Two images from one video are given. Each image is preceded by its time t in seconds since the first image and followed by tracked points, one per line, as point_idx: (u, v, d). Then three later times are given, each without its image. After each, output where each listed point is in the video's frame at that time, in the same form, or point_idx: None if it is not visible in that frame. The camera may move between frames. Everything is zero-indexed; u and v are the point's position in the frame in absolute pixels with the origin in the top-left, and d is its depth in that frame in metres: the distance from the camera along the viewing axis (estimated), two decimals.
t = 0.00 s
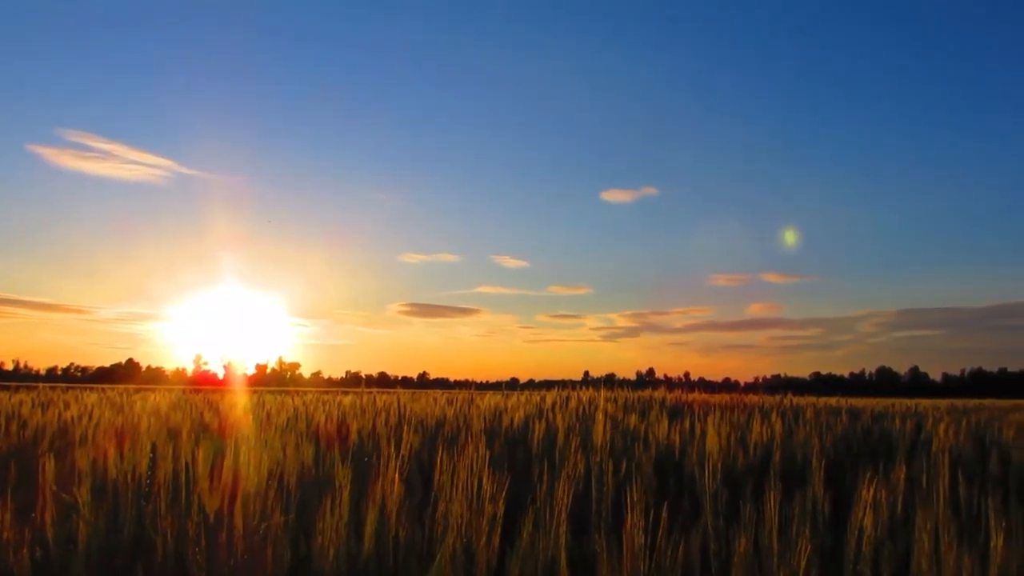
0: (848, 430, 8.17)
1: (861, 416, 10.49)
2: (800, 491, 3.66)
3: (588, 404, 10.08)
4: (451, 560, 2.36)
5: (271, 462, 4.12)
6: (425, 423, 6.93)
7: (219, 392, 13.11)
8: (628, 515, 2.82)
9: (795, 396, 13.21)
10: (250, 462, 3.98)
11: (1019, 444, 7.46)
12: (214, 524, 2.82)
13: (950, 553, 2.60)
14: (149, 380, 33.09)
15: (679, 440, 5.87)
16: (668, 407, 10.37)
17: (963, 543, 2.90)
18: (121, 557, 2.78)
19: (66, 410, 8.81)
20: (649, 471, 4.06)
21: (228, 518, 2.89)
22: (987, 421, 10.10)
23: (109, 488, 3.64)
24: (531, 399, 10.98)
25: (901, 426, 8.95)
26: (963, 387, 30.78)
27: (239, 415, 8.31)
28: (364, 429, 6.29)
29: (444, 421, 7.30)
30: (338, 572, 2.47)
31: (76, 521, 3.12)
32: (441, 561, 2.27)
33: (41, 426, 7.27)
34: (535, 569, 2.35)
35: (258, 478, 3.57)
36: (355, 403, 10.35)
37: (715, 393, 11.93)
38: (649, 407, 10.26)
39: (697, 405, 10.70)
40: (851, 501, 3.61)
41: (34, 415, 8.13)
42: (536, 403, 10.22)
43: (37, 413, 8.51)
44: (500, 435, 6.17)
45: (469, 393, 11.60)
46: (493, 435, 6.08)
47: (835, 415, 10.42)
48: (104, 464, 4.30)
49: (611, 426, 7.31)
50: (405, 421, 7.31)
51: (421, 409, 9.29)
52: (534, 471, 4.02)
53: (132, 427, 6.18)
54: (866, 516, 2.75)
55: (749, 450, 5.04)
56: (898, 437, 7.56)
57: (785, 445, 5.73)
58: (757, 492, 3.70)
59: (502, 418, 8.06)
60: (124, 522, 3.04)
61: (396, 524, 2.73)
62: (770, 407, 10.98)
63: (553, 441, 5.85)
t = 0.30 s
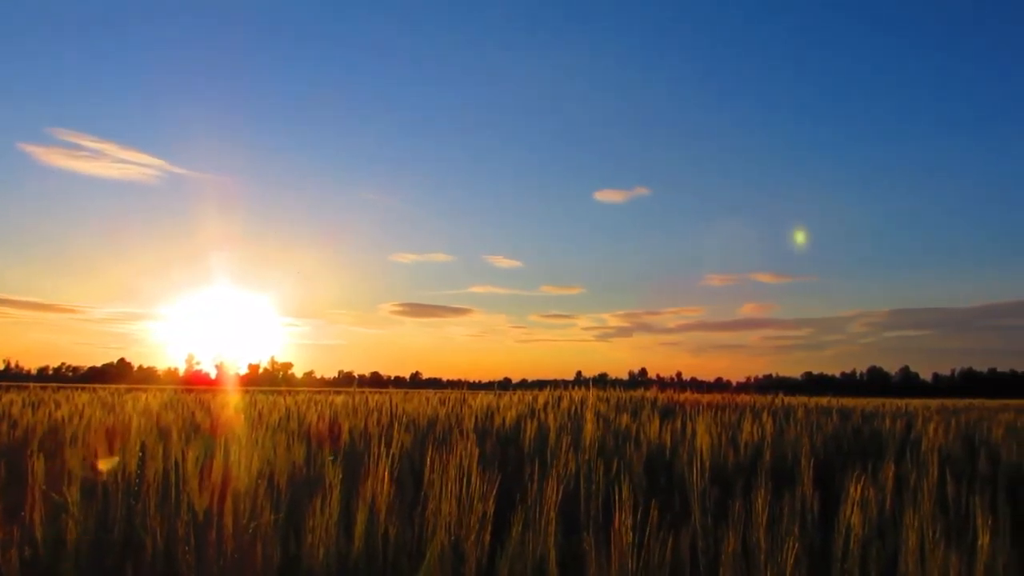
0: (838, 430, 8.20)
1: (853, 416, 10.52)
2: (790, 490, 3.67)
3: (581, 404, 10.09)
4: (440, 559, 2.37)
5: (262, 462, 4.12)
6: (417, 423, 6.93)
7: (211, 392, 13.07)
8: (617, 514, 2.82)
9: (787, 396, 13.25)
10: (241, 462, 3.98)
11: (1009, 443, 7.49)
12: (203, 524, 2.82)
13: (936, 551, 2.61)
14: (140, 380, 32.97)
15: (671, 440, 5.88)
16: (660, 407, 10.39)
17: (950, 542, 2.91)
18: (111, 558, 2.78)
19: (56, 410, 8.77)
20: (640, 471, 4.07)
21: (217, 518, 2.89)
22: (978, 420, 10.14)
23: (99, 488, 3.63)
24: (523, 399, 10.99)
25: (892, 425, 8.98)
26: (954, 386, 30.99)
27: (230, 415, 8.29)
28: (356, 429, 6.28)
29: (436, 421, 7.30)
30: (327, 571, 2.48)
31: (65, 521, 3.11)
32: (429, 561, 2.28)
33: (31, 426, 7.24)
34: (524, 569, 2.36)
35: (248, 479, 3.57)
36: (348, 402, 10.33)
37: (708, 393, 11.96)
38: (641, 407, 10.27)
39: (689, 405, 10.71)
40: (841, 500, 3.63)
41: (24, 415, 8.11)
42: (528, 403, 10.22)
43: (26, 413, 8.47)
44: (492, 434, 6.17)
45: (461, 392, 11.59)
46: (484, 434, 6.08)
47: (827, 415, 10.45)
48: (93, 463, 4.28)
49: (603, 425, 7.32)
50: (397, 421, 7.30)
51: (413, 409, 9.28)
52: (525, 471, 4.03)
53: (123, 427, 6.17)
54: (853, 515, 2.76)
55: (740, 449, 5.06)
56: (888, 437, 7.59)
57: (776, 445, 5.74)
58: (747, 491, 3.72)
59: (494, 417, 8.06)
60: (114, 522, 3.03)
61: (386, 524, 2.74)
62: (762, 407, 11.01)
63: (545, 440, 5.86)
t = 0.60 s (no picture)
0: (830, 430, 8.20)
1: (845, 416, 10.53)
2: (780, 490, 3.68)
3: (573, 404, 10.09)
4: (428, 561, 2.36)
5: (252, 462, 4.11)
6: (409, 424, 6.93)
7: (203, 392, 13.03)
8: (606, 515, 2.82)
9: (780, 395, 13.26)
10: (230, 463, 3.97)
11: (999, 443, 7.51)
12: (192, 526, 2.82)
13: (925, 551, 2.62)
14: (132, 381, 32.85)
15: (663, 440, 5.88)
16: (653, 407, 10.39)
17: (938, 542, 2.92)
18: (99, 560, 2.77)
19: (46, 411, 8.74)
20: (631, 471, 4.07)
21: (206, 520, 2.89)
22: (969, 420, 10.15)
23: (87, 489, 3.62)
24: (516, 399, 10.98)
25: (883, 425, 9.00)
26: (946, 386, 31.12)
27: (222, 415, 8.26)
28: (347, 430, 6.27)
29: (428, 422, 7.28)
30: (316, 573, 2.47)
31: (53, 523, 3.10)
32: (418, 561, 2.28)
33: (20, 427, 7.21)
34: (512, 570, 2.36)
35: (237, 481, 3.57)
36: (340, 403, 10.31)
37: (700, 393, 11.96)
38: (634, 407, 10.27)
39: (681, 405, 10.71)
40: (830, 500, 3.64)
41: (14, 416, 8.08)
42: (521, 403, 10.22)
43: (17, 414, 8.43)
44: (484, 435, 6.17)
45: (454, 392, 11.58)
46: (476, 435, 6.07)
47: (819, 415, 10.46)
48: (82, 465, 4.27)
49: (595, 426, 7.33)
50: (388, 422, 7.29)
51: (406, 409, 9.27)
52: (516, 471, 4.03)
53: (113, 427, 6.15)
54: (841, 516, 2.76)
55: (732, 450, 5.06)
56: (879, 437, 7.61)
57: (766, 445, 5.75)
58: (737, 492, 3.72)
59: (486, 418, 8.05)
60: (102, 524, 3.02)
61: (376, 526, 2.73)
62: (755, 407, 11.02)
63: (537, 441, 5.85)
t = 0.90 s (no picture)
0: (821, 430, 8.24)
1: (836, 416, 10.58)
2: (770, 489, 3.71)
3: (566, 404, 10.13)
4: (419, 562, 2.38)
5: (245, 463, 4.13)
6: (401, 424, 6.96)
7: (196, 393, 13.03)
8: (596, 515, 2.85)
9: (771, 396, 13.32)
10: (222, 463, 3.99)
11: (988, 443, 7.56)
12: (185, 526, 2.83)
13: (912, 550, 2.64)
14: (123, 381, 32.77)
15: (654, 441, 5.92)
16: (645, 407, 10.42)
17: (925, 540, 2.95)
18: (92, 561, 2.78)
19: (38, 412, 8.72)
20: (623, 471, 4.09)
21: (198, 520, 2.90)
22: (959, 420, 10.22)
23: (79, 490, 3.63)
24: (509, 399, 11.01)
25: (873, 425, 9.05)
26: (936, 386, 31.45)
27: (214, 416, 8.26)
28: (340, 431, 6.29)
29: (420, 423, 7.30)
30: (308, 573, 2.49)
31: (46, 523, 3.11)
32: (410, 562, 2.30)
33: (12, 428, 7.20)
34: (502, 569, 2.38)
35: (231, 482, 3.58)
36: (333, 403, 10.31)
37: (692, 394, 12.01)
38: (626, 408, 10.30)
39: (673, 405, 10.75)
40: (819, 499, 3.67)
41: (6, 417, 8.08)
42: (514, 404, 10.25)
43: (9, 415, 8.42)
44: (476, 435, 6.19)
45: (447, 393, 11.60)
46: (469, 437, 6.09)
47: (810, 415, 10.51)
48: (75, 466, 4.28)
49: (586, 426, 7.36)
50: (380, 422, 7.30)
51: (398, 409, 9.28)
52: (509, 471, 4.05)
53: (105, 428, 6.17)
54: (829, 516, 2.79)
55: (723, 450, 5.09)
56: (870, 437, 7.65)
57: (758, 445, 5.78)
58: (727, 491, 3.75)
59: (479, 419, 8.08)
60: (95, 525, 3.04)
61: (368, 527, 2.75)
62: (747, 407, 11.07)
63: (530, 441, 5.89)
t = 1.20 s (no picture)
0: (809, 430, 8.29)
1: (825, 416, 10.65)
2: (756, 489, 3.74)
3: (556, 405, 10.16)
4: (405, 562, 2.40)
5: (234, 464, 4.14)
6: (390, 424, 6.97)
7: (186, 393, 13.01)
8: (582, 515, 2.87)
9: (761, 396, 13.38)
10: (211, 464, 4.00)
11: (974, 443, 7.62)
12: (173, 527, 2.84)
13: (894, 550, 2.68)
14: (113, 381, 32.66)
15: (643, 441, 5.95)
16: (635, 408, 10.46)
17: (907, 539, 2.98)
18: (79, 561, 2.79)
19: (26, 412, 8.70)
20: (611, 471, 4.11)
21: (186, 520, 2.91)
22: (946, 420, 10.29)
23: (67, 490, 3.64)
24: (499, 399, 11.04)
25: (861, 425, 9.11)
26: (925, 386, 31.67)
27: (204, 416, 8.26)
28: (330, 432, 6.30)
29: (410, 424, 7.32)
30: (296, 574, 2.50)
31: (33, 523, 3.11)
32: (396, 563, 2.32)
33: None
34: (488, 569, 2.40)
35: (219, 483, 3.59)
36: (323, 403, 10.31)
37: (682, 395, 12.06)
38: (616, 408, 10.34)
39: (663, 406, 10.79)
40: (803, 499, 3.70)
41: None
42: (504, 404, 10.28)
43: None
44: (466, 436, 6.20)
45: (437, 394, 11.62)
46: (458, 437, 6.11)
47: (799, 415, 10.57)
48: (63, 466, 4.28)
49: (576, 426, 7.39)
50: (370, 423, 7.31)
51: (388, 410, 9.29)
52: (496, 471, 4.08)
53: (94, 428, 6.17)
54: (811, 516, 2.82)
55: (710, 451, 5.12)
56: (857, 437, 7.70)
57: (745, 446, 5.82)
58: (712, 491, 3.79)
59: (469, 419, 8.10)
60: (82, 525, 3.04)
61: (355, 527, 2.77)
62: (736, 407, 11.12)
63: (519, 441, 5.91)
